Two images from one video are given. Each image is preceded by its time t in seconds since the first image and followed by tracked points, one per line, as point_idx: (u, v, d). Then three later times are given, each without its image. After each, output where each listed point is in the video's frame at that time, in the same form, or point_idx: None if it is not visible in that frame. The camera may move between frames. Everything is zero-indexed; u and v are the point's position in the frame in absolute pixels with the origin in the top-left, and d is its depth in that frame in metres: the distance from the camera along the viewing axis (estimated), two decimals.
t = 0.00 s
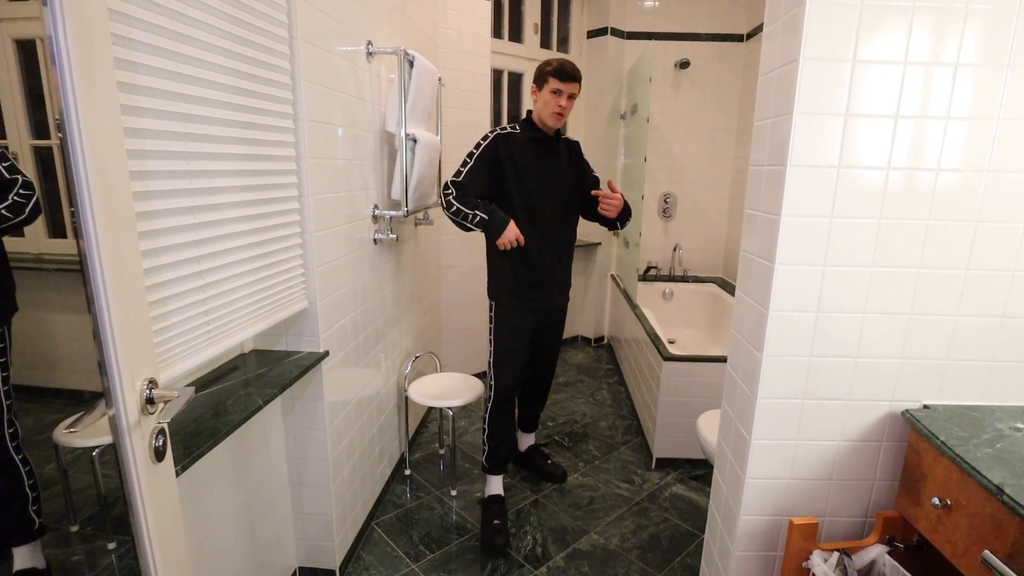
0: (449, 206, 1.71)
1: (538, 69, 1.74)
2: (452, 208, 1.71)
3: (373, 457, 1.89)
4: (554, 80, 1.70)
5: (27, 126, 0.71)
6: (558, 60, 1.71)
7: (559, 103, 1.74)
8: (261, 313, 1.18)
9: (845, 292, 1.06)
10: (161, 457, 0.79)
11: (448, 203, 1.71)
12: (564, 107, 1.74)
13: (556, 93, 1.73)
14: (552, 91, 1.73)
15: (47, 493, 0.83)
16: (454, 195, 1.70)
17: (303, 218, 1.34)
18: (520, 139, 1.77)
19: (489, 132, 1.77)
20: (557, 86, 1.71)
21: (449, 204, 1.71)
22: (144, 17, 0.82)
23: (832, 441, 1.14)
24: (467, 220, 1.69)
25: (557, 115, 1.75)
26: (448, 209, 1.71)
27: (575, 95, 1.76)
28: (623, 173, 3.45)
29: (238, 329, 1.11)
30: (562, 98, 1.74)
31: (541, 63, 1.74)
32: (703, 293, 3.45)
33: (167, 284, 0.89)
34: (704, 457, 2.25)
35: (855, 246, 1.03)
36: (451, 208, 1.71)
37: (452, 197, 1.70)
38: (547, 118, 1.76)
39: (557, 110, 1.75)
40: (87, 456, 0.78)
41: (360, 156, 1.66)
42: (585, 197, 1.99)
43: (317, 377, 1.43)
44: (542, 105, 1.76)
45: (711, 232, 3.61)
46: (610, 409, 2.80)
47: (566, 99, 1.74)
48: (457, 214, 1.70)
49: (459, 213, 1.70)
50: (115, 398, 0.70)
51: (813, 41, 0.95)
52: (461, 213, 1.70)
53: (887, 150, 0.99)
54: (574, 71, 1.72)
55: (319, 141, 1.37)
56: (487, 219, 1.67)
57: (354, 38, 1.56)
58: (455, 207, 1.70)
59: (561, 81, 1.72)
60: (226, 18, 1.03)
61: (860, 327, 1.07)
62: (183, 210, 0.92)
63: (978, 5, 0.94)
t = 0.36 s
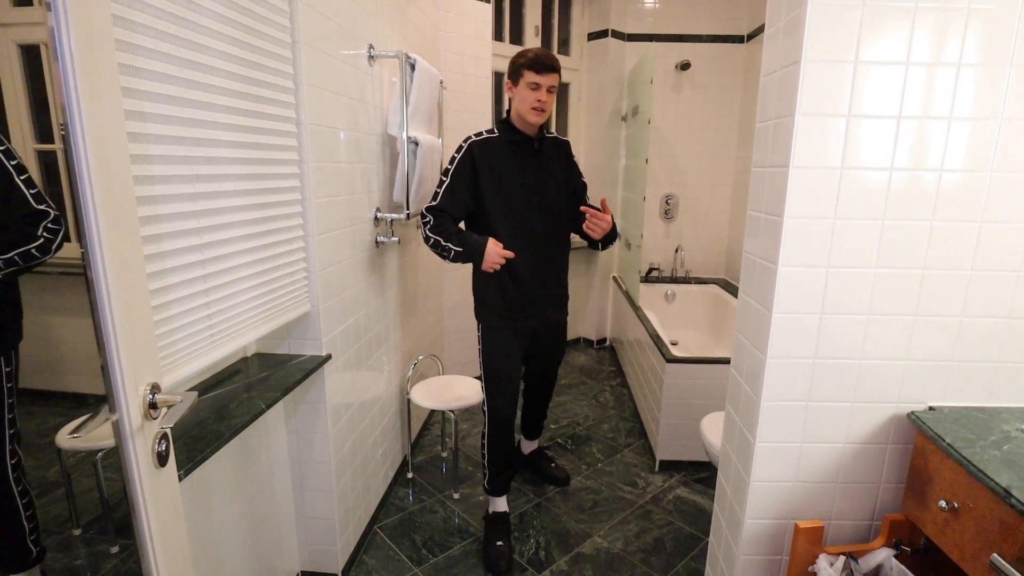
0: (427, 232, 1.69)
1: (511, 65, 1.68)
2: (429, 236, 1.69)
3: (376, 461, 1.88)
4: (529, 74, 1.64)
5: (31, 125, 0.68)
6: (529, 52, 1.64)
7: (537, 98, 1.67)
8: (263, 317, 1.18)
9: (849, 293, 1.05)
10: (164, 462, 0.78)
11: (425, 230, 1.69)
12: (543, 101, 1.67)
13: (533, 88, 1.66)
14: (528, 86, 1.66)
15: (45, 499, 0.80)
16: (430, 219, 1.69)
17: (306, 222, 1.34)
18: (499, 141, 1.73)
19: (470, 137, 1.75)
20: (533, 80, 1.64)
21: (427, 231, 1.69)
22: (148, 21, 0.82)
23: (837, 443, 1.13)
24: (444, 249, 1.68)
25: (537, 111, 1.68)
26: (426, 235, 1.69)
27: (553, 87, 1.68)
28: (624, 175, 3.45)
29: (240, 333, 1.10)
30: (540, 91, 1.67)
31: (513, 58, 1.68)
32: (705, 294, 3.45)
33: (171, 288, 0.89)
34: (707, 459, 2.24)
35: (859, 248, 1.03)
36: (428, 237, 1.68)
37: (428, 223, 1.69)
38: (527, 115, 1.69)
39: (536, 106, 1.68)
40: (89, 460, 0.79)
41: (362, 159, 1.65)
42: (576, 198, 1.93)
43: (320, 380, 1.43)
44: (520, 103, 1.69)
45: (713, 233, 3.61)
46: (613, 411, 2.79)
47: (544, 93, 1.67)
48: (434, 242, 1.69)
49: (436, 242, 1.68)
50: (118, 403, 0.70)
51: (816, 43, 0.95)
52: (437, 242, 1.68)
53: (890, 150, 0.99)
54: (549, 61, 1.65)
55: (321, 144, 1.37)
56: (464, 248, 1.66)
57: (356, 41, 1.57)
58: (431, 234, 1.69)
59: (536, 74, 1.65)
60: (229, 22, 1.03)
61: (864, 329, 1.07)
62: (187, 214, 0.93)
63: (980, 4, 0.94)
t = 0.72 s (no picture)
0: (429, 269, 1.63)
1: (490, 78, 1.61)
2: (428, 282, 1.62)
3: (378, 485, 1.86)
4: (513, 81, 1.57)
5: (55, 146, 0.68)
6: (507, 60, 1.58)
7: (526, 105, 1.59)
8: (272, 338, 1.18)
9: (861, 327, 1.04)
10: (168, 485, 0.78)
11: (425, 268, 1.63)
12: (533, 108, 1.59)
13: (520, 95, 1.58)
14: (515, 94, 1.58)
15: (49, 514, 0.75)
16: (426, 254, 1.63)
17: (318, 244, 1.35)
18: (487, 159, 1.64)
19: (454, 155, 1.69)
20: (519, 86, 1.57)
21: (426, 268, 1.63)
22: (175, 50, 0.85)
23: (850, 480, 1.11)
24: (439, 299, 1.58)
25: (528, 118, 1.60)
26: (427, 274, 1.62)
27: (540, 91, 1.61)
28: (632, 201, 3.47)
29: (250, 354, 1.11)
30: (527, 97, 1.59)
31: (490, 70, 1.61)
32: (713, 322, 3.43)
33: (185, 309, 0.90)
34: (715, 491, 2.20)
35: (871, 282, 1.02)
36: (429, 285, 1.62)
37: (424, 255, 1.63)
38: (519, 124, 1.59)
39: (527, 113, 1.59)
40: (91, 475, 0.76)
41: (375, 183, 1.68)
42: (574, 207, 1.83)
43: (326, 402, 1.42)
44: (509, 114, 1.60)
45: (721, 261, 3.60)
46: (619, 439, 2.75)
47: (533, 98, 1.59)
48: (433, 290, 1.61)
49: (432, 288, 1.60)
50: (126, 426, 0.70)
51: (827, 79, 0.96)
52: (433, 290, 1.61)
53: (902, 186, 0.99)
54: (530, 64, 1.59)
55: (336, 168, 1.39)
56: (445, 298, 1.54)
57: (372, 68, 1.60)
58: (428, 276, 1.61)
59: (520, 81, 1.58)
60: (252, 50, 1.06)
61: (877, 364, 1.05)
62: (203, 235, 0.94)
63: (991, 44, 0.94)
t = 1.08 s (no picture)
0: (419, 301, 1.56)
1: (484, 100, 1.59)
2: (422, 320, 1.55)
3: (375, 515, 1.82)
4: (507, 104, 1.55)
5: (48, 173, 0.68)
6: (501, 82, 1.57)
7: (520, 128, 1.56)
8: (267, 367, 1.17)
9: (858, 348, 1.04)
10: (157, 524, 0.76)
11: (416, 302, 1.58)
12: (527, 131, 1.57)
13: (514, 118, 1.56)
14: (508, 117, 1.56)
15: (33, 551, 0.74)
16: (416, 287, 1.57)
17: (314, 270, 1.35)
18: (476, 186, 1.60)
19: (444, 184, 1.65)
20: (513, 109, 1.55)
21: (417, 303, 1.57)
22: (171, 80, 0.86)
23: (853, 503, 1.09)
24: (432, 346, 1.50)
25: (523, 143, 1.57)
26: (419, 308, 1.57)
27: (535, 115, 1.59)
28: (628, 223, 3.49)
29: (244, 384, 1.10)
30: (521, 121, 1.56)
31: (484, 93, 1.59)
32: (711, 343, 3.42)
33: (178, 339, 0.89)
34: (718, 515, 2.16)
35: (866, 303, 1.02)
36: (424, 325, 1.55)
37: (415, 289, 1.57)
38: (513, 148, 1.56)
39: (521, 137, 1.56)
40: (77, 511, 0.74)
41: (371, 209, 1.68)
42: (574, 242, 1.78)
43: (322, 432, 1.40)
44: (502, 137, 1.57)
45: (717, 281, 3.61)
46: (620, 463, 2.72)
47: (527, 122, 1.56)
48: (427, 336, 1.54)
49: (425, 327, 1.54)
50: (114, 464, 0.69)
51: (816, 105, 0.97)
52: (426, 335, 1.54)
53: (893, 207, 1.00)
54: (525, 87, 1.57)
55: (332, 196, 1.40)
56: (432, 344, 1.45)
57: (369, 97, 1.62)
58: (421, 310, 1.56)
59: (514, 104, 1.56)
60: (249, 80, 1.08)
61: (876, 386, 1.05)
62: (197, 265, 0.94)
63: (974, 69, 0.97)
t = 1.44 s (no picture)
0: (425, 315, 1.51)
1: (500, 101, 1.53)
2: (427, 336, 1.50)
3: (380, 528, 1.81)
4: (522, 104, 1.47)
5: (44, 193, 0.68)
6: (517, 80, 1.50)
7: (535, 130, 1.48)
8: (268, 382, 1.17)
9: (862, 352, 1.03)
10: (159, 545, 0.75)
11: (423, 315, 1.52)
12: (543, 133, 1.48)
13: (528, 119, 1.48)
14: (523, 118, 1.49)
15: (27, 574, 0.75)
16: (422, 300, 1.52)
17: (314, 283, 1.35)
18: (489, 193, 1.53)
19: (455, 187, 1.59)
20: (528, 109, 1.47)
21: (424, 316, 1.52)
22: (167, 96, 0.87)
23: (861, 507, 1.08)
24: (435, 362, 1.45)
25: (538, 145, 1.48)
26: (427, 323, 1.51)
27: (554, 115, 1.50)
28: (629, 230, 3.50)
29: (245, 400, 1.09)
30: (537, 122, 1.48)
31: (501, 93, 1.53)
32: (714, 348, 3.41)
33: (178, 356, 0.89)
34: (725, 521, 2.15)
35: (869, 306, 1.02)
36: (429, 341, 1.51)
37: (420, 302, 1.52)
38: (527, 152, 1.48)
39: (536, 140, 1.48)
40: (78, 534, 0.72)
41: (371, 222, 1.69)
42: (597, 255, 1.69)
43: (325, 446, 1.39)
44: (517, 139, 1.50)
45: (718, 285, 3.61)
46: (625, 471, 2.70)
47: (543, 123, 1.48)
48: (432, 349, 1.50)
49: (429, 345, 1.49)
50: (115, 484, 0.68)
51: (813, 110, 0.98)
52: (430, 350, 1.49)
53: (892, 211, 1.00)
54: (544, 84, 1.48)
55: (331, 209, 1.40)
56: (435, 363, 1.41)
57: (366, 109, 1.63)
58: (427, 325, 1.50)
59: (530, 104, 1.48)
60: (245, 94, 1.09)
61: (881, 389, 1.04)
62: (196, 281, 0.94)
63: (970, 72, 0.97)
